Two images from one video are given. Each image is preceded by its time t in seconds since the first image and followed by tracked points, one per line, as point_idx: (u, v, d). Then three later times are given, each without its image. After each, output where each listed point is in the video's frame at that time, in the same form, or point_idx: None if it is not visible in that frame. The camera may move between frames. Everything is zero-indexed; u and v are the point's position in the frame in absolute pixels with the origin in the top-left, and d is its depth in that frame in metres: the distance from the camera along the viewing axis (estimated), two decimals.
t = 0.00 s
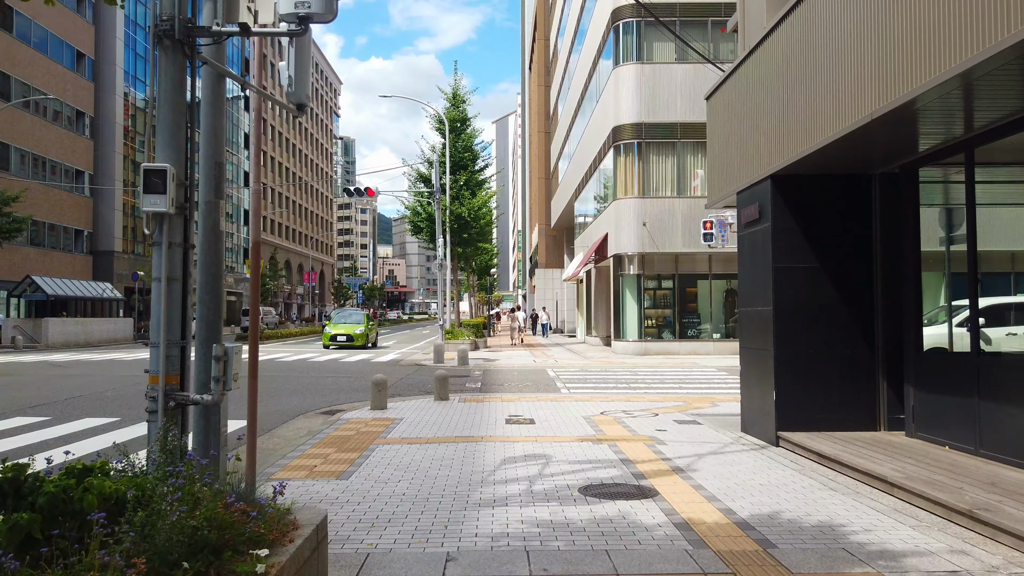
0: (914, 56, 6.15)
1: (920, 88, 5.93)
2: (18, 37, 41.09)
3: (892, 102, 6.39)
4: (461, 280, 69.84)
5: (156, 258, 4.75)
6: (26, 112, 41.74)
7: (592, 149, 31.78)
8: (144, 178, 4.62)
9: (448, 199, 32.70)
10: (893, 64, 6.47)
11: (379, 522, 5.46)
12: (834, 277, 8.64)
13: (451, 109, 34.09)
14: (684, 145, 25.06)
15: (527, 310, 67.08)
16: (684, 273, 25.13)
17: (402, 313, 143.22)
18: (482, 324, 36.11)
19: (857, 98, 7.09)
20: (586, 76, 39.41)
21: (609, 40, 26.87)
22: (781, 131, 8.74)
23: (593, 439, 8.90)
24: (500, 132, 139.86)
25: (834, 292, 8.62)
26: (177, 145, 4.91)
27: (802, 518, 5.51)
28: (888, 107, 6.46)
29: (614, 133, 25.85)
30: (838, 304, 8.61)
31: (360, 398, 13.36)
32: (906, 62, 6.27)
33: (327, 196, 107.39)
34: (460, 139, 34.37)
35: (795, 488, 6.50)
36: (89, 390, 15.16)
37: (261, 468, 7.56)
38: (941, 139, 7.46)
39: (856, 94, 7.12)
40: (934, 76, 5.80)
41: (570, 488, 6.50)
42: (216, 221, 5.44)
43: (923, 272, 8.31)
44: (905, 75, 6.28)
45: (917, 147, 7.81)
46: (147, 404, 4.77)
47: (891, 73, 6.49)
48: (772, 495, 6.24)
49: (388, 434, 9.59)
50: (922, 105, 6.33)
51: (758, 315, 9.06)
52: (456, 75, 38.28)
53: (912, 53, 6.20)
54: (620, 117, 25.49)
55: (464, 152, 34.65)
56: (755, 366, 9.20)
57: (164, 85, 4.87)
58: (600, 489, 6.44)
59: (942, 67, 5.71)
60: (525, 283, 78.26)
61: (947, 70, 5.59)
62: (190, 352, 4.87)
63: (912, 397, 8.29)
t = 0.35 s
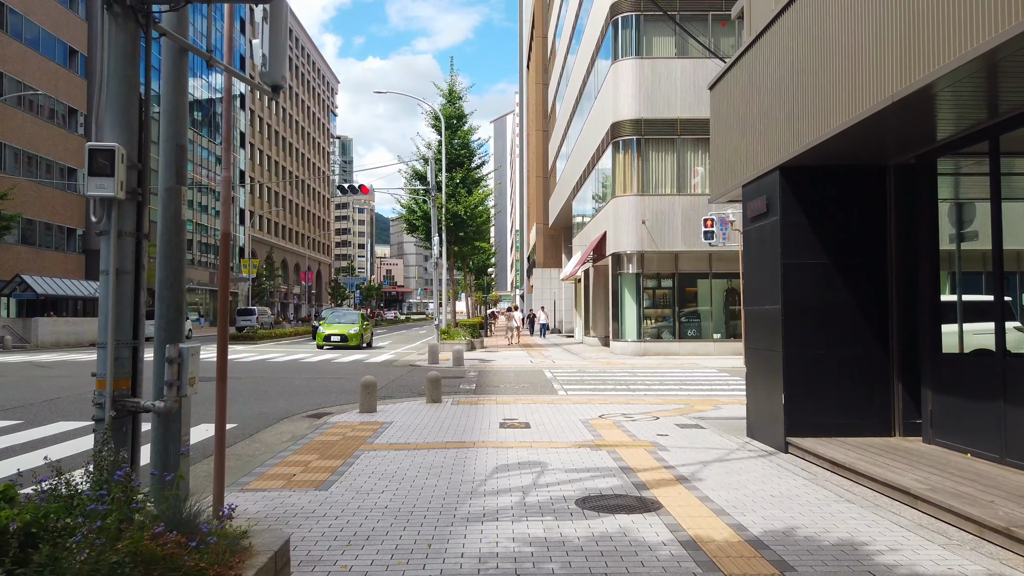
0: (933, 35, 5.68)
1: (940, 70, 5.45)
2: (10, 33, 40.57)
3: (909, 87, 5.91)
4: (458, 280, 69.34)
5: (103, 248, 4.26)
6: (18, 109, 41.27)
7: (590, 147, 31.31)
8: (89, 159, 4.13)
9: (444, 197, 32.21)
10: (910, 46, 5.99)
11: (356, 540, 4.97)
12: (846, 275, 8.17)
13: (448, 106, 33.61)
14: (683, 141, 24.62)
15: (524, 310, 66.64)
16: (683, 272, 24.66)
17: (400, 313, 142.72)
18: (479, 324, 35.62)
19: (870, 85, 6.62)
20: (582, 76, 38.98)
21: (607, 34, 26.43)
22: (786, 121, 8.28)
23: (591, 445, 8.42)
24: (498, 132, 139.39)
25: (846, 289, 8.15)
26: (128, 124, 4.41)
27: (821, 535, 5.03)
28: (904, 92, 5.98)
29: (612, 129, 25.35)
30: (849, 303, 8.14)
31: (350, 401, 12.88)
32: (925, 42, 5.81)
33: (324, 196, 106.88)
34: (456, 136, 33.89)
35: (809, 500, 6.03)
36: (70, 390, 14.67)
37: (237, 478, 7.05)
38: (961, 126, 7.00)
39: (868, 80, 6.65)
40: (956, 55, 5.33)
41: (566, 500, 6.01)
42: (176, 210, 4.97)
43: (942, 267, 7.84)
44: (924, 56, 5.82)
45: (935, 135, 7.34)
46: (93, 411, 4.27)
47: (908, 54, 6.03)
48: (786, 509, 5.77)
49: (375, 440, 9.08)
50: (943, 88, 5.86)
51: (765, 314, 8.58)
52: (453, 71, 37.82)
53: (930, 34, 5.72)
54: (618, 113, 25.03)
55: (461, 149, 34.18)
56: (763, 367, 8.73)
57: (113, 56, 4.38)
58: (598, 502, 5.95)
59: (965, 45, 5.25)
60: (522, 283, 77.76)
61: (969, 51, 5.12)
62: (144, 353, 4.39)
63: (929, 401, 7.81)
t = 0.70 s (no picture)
0: (966, 13, 5.19)
1: (974, 52, 4.97)
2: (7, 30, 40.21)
3: (937, 72, 5.42)
4: (459, 280, 68.83)
5: (51, 241, 3.73)
6: (15, 108, 41.00)
7: (593, 144, 30.80)
8: (29, 141, 3.61)
9: (444, 196, 31.76)
10: (941, 25, 5.49)
11: (337, 570, 4.47)
12: (868, 274, 7.66)
13: (448, 103, 33.13)
14: (688, 138, 24.09)
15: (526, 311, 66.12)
16: (688, 272, 24.17)
17: (401, 313, 142.35)
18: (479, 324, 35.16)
19: (893, 70, 6.12)
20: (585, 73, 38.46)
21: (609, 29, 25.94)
22: (802, 111, 7.78)
23: (596, 455, 7.91)
24: (500, 131, 138.80)
25: (869, 289, 7.66)
26: (77, 102, 3.91)
27: (854, 563, 4.53)
28: (933, 78, 5.48)
29: (616, 126, 24.86)
30: (871, 303, 7.65)
31: (345, 405, 12.41)
32: (955, 22, 5.32)
33: (325, 195, 106.47)
34: (457, 134, 33.43)
35: (836, 519, 5.52)
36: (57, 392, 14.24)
37: (215, 492, 6.54)
38: (993, 112, 6.48)
39: (892, 64, 6.14)
40: (993, 35, 4.84)
41: (570, 520, 5.50)
42: (137, 201, 4.48)
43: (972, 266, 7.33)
44: (953, 37, 5.33)
45: (965, 124, 6.84)
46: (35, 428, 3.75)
47: (935, 37, 5.54)
48: (812, 529, 5.26)
49: (367, 449, 8.60)
50: (976, 72, 5.36)
51: (781, 315, 8.09)
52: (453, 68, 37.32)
53: (960, 13, 5.25)
54: (622, 109, 24.53)
55: (461, 146, 33.66)
56: (778, 372, 8.23)
57: (59, 27, 3.86)
58: (604, 522, 5.44)
59: (1003, 24, 4.77)
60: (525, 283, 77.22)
61: (1008, 30, 4.62)
62: (94, 361, 3.92)
63: (958, 408, 7.28)
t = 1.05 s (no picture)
0: None
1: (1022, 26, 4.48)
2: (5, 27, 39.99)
3: (978, 49, 4.94)
4: (462, 281, 68.39)
5: None
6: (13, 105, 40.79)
7: (597, 142, 30.30)
8: None
9: (446, 193, 31.28)
10: None
11: None
12: (896, 271, 7.17)
13: (450, 99, 32.67)
14: (695, 135, 23.53)
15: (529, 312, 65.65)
16: (695, 271, 23.70)
17: (404, 312, 141.80)
18: (482, 324, 34.64)
19: (928, 50, 5.63)
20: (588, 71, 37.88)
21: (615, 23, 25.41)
22: (825, 97, 7.28)
23: (604, 464, 7.42)
24: (503, 130, 138.30)
25: (897, 286, 7.16)
26: (15, 71, 3.44)
27: None
28: (973, 56, 5.01)
29: (621, 122, 24.37)
30: (899, 303, 7.15)
31: (341, 409, 11.94)
32: None
33: (328, 195, 106.05)
34: (459, 131, 32.94)
35: (872, 539, 5.02)
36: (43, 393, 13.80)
37: (193, 506, 6.06)
38: None
39: (927, 44, 5.64)
40: None
41: (577, 540, 5.00)
42: (94, 185, 3.98)
43: (1010, 261, 6.82)
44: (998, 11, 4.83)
45: (1004, 108, 6.33)
46: None
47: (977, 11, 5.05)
48: (845, 551, 4.77)
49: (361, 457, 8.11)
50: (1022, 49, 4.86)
51: (802, 315, 7.59)
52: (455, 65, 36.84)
53: None
54: (627, 105, 24.02)
55: (463, 144, 33.13)
56: (798, 374, 7.74)
57: None
58: (615, 543, 4.94)
59: None
60: (528, 283, 76.73)
61: None
62: (34, 366, 3.53)
63: (994, 415, 6.78)
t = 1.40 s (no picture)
0: None
1: None
2: None
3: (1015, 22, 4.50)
4: (462, 280, 67.92)
5: None
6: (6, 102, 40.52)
7: (598, 138, 29.83)
8: None
9: (444, 190, 30.80)
10: None
11: None
12: (921, 264, 6.69)
13: (449, 96, 32.21)
14: (698, 130, 23.06)
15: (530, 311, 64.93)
16: (699, 269, 23.20)
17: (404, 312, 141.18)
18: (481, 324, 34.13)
19: (960, 25, 5.18)
20: (588, 68, 37.39)
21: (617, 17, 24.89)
22: (846, 78, 6.81)
23: (610, 472, 6.93)
24: (503, 130, 137.77)
25: (922, 280, 6.68)
26: None
27: None
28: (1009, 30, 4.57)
29: (622, 118, 23.88)
30: (926, 298, 6.67)
31: (334, 411, 11.48)
32: None
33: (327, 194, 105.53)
34: (458, 127, 32.42)
35: (908, 557, 4.55)
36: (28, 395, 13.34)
37: (164, 518, 5.58)
38: None
39: (959, 18, 5.19)
40: None
41: (583, 558, 4.53)
42: (36, 160, 3.54)
43: None
44: None
45: None
46: None
47: None
48: (881, 572, 4.30)
49: (348, 463, 7.61)
50: None
51: (820, 312, 7.12)
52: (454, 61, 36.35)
53: None
54: (629, 100, 23.51)
55: (462, 141, 32.62)
56: (815, 374, 7.27)
57: None
58: (625, 562, 4.47)
59: None
60: (528, 283, 76.22)
61: None
62: None
63: None
